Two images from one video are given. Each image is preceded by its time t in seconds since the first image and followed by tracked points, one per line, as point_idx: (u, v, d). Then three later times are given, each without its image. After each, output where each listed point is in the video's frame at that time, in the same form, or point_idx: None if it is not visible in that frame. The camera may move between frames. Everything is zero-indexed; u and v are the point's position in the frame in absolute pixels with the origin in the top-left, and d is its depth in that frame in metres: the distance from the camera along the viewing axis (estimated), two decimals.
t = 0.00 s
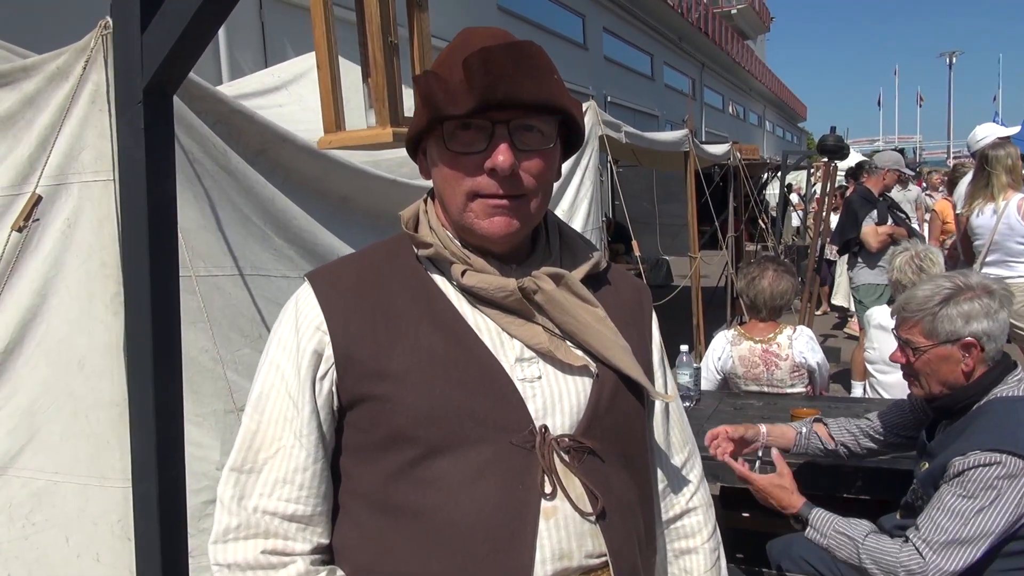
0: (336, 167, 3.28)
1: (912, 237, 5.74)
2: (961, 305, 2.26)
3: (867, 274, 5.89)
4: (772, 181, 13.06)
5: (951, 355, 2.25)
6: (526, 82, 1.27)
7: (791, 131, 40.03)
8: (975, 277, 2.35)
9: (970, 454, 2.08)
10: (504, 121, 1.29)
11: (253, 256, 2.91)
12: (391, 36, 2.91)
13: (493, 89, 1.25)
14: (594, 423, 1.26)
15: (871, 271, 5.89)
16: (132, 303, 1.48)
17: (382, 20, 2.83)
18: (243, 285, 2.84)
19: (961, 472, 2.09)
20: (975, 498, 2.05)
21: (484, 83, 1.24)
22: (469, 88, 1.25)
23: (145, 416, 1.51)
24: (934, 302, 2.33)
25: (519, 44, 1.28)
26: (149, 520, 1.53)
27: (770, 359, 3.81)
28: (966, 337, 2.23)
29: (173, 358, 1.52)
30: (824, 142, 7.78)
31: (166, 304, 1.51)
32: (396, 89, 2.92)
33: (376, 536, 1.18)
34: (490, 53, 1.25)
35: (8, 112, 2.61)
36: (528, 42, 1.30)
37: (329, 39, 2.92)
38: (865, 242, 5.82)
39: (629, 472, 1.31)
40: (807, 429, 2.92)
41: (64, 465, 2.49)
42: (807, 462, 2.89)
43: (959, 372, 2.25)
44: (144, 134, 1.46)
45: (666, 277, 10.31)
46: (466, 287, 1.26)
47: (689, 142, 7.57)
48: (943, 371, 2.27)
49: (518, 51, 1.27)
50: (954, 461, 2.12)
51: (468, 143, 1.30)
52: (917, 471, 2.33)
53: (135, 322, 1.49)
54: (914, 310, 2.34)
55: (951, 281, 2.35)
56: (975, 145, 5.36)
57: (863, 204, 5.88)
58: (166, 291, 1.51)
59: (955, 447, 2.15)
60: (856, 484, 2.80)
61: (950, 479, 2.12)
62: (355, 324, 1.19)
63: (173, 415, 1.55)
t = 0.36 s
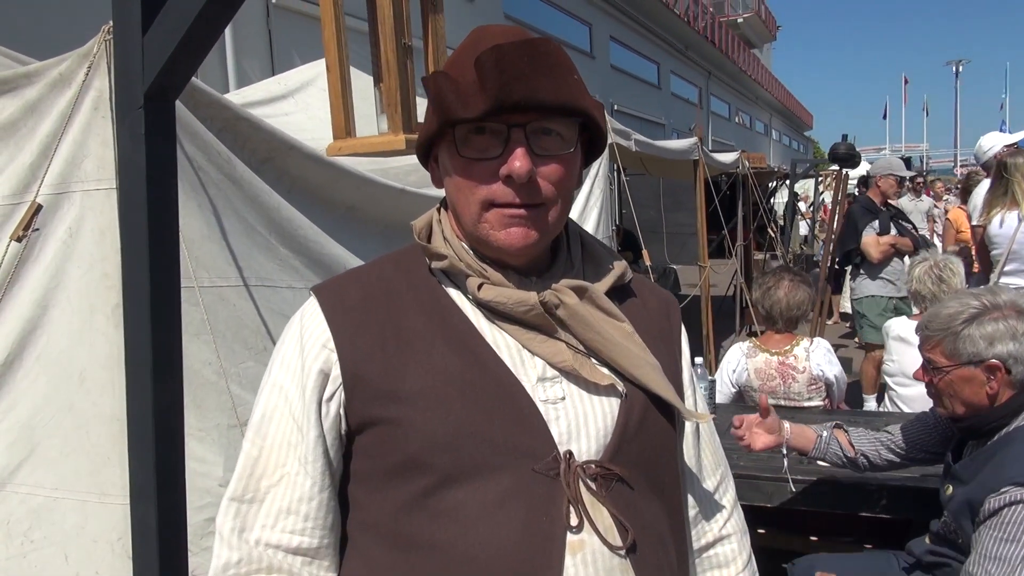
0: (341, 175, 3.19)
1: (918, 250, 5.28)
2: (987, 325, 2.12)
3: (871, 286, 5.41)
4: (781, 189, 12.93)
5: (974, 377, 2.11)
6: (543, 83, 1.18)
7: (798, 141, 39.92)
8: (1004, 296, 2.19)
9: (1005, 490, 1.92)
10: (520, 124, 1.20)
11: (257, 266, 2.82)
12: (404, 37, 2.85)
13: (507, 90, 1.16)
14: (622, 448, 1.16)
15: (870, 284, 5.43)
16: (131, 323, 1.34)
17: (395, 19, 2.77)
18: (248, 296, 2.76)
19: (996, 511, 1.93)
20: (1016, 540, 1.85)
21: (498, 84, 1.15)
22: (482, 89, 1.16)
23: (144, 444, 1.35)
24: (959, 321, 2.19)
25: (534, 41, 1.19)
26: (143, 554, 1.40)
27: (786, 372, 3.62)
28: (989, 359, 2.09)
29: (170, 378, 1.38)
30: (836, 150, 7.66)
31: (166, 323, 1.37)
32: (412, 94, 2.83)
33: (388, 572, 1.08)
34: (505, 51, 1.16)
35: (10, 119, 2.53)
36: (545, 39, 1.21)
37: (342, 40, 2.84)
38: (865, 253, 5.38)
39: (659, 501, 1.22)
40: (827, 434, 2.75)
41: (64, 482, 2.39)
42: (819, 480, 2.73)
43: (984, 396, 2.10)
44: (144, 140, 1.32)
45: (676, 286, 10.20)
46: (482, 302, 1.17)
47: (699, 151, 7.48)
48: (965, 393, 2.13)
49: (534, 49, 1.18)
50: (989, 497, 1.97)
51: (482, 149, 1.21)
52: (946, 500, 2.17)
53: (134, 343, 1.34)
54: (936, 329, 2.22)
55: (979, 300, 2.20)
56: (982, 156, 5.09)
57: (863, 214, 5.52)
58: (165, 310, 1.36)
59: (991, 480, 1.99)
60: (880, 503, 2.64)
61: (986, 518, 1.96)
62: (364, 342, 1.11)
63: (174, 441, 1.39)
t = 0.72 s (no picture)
0: (308, 185, 3.08)
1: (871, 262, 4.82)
2: (950, 342, 2.08)
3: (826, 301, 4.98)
4: (748, 200, 13.07)
5: (941, 395, 2.07)
6: (520, 79, 1.12)
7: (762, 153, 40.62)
8: (970, 312, 2.15)
9: (984, 509, 1.84)
10: (497, 124, 1.14)
11: (222, 279, 2.71)
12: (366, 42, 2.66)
13: (482, 87, 1.10)
14: (612, 471, 1.10)
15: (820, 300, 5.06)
16: (83, 348, 1.19)
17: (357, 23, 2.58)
18: (211, 310, 2.64)
19: (973, 530, 1.85)
20: (994, 561, 1.78)
21: (472, 81, 1.09)
22: (455, 87, 1.10)
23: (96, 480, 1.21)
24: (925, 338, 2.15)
25: (509, 36, 1.13)
26: None
27: (760, 384, 3.52)
28: (955, 377, 2.04)
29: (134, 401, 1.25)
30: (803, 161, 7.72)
31: (124, 347, 1.22)
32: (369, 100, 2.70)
33: None
34: (479, 46, 1.10)
35: None
36: (520, 34, 1.15)
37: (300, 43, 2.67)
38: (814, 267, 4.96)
39: (651, 525, 1.16)
40: (797, 442, 2.64)
41: (14, 508, 2.24)
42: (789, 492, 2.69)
43: (953, 413, 2.05)
44: (99, 146, 1.18)
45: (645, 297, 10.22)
46: (461, 316, 1.10)
47: (668, 161, 7.50)
48: (933, 412, 2.09)
49: (509, 44, 1.12)
50: (967, 516, 1.89)
51: (457, 152, 1.15)
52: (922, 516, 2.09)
53: (87, 369, 1.20)
54: (903, 346, 2.18)
55: (944, 317, 2.16)
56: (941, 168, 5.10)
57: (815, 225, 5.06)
58: (125, 330, 1.22)
59: (971, 497, 1.91)
60: (856, 515, 2.58)
61: (964, 537, 1.88)
62: (335, 362, 1.03)
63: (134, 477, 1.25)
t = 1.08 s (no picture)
0: (288, 189, 2.97)
1: (853, 274, 4.82)
2: (901, 352, 2.10)
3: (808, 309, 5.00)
4: (731, 206, 13.10)
5: (902, 402, 2.10)
6: (493, 72, 1.08)
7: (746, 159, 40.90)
8: (940, 319, 2.12)
9: (969, 518, 1.82)
10: (470, 121, 1.10)
11: (203, 285, 2.56)
12: (351, 35, 2.48)
13: (454, 80, 1.06)
14: (595, 488, 1.06)
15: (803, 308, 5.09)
16: (50, 374, 1.04)
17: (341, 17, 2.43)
18: (191, 317, 2.49)
19: (960, 539, 1.83)
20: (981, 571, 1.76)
21: (443, 74, 1.05)
22: (425, 82, 1.06)
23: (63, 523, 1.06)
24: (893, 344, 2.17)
25: (482, 27, 1.09)
26: None
27: (747, 389, 3.47)
28: (906, 385, 2.07)
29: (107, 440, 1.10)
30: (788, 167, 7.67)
31: (98, 379, 1.08)
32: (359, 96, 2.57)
33: None
34: (449, 38, 1.06)
35: None
36: (494, 27, 1.11)
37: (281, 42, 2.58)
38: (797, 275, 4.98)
39: (636, 543, 1.12)
40: (797, 472, 2.56)
41: None
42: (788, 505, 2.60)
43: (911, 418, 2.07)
44: (68, 152, 1.04)
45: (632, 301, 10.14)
46: (437, 325, 1.06)
47: (652, 166, 7.50)
48: (904, 420, 2.11)
49: (482, 36, 1.08)
50: (953, 525, 1.86)
51: (430, 151, 1.11)
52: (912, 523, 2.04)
53: (56, 405, 1.05)
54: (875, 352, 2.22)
55: (910, 325, 2.15)
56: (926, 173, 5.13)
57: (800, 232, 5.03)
58: (97, 361, 1.07)
59: (960, 505, 1.87)
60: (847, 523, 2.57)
61: (951, 547, 1.85)
62: (306, 375, 0.99)
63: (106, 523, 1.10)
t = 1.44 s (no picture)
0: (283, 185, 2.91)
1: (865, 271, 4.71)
2: (902, 350, 2.06)
3: (815, 308, 4.94)
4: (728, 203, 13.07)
5: (902, 399, 2.07)
6: (494, 66, 1.04)
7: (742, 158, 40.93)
8: (943, 320, 2.06)
9: (968, 521, 1.79)
10: (469, 117, 1.06)
11: (196, 281, 2.51)
12: (350, 28, 2.40)
13: (453, 75, 1.02)
14: (599, 499, 1.03)
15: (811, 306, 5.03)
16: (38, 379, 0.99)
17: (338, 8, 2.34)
18: (184, 314, 2.43)
19: (958, 542, 1.80)
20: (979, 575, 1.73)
21: (440, 68, 1.01)
22: (423, 76, 1.03)
23: (51, 533, 1.01)
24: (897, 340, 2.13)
25: (482, 21, 1.05)
26: None
27: (745, 389, 3.40)
28: (903, 384, 2.04)
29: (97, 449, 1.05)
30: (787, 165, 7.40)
31: (88, 385, 1.03)
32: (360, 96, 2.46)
33: None
34: (447, 31, 1.02)
35: None
36: (495, 20, 1.07)
37: (278, 33, 2.42)
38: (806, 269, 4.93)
39: (640, 555, 1.08)
40: (810, 448, 2.57)
41: None
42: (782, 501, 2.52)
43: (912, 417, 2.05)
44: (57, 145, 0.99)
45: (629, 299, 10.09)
46: (436, 329, 1.02)
47: (650, 164, 7.48)
48: (907, 417, 2.09)
49: (482, 29, 1.04)
50: (952, 527, 1.83)
51: (428, 148, 1.07)
52: (914, 524, 2.01)
53: (43, 411, 1.00)
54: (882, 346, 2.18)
55: (913, 325, 2.10)
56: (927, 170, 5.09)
57: (813, 225, 4.97)
58: (86, 366, 1.02)
59: (960, 506, 1.83)
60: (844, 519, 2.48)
61: (950, 549, 1.82)
62: (299, 381, 0.95)
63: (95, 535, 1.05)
